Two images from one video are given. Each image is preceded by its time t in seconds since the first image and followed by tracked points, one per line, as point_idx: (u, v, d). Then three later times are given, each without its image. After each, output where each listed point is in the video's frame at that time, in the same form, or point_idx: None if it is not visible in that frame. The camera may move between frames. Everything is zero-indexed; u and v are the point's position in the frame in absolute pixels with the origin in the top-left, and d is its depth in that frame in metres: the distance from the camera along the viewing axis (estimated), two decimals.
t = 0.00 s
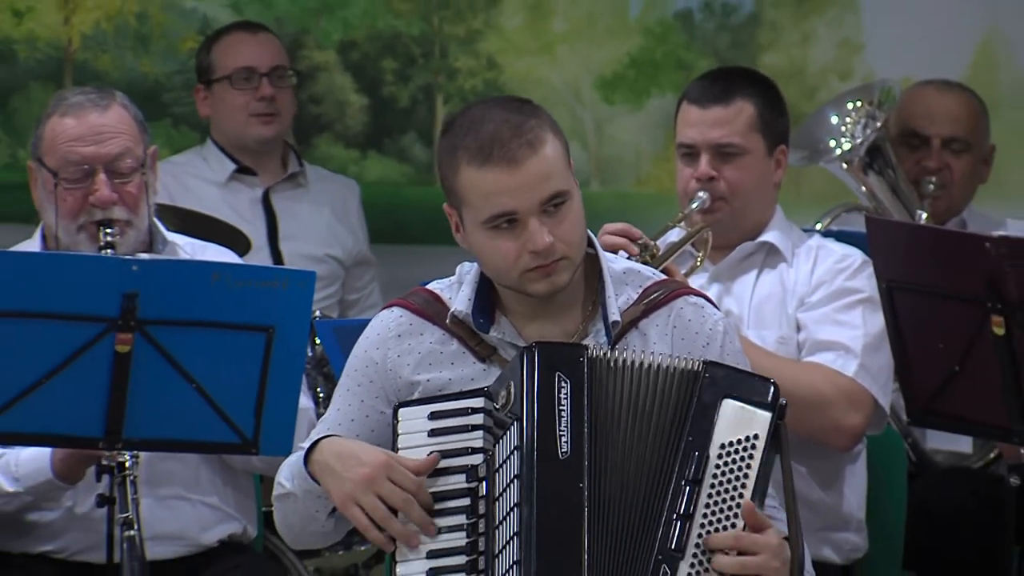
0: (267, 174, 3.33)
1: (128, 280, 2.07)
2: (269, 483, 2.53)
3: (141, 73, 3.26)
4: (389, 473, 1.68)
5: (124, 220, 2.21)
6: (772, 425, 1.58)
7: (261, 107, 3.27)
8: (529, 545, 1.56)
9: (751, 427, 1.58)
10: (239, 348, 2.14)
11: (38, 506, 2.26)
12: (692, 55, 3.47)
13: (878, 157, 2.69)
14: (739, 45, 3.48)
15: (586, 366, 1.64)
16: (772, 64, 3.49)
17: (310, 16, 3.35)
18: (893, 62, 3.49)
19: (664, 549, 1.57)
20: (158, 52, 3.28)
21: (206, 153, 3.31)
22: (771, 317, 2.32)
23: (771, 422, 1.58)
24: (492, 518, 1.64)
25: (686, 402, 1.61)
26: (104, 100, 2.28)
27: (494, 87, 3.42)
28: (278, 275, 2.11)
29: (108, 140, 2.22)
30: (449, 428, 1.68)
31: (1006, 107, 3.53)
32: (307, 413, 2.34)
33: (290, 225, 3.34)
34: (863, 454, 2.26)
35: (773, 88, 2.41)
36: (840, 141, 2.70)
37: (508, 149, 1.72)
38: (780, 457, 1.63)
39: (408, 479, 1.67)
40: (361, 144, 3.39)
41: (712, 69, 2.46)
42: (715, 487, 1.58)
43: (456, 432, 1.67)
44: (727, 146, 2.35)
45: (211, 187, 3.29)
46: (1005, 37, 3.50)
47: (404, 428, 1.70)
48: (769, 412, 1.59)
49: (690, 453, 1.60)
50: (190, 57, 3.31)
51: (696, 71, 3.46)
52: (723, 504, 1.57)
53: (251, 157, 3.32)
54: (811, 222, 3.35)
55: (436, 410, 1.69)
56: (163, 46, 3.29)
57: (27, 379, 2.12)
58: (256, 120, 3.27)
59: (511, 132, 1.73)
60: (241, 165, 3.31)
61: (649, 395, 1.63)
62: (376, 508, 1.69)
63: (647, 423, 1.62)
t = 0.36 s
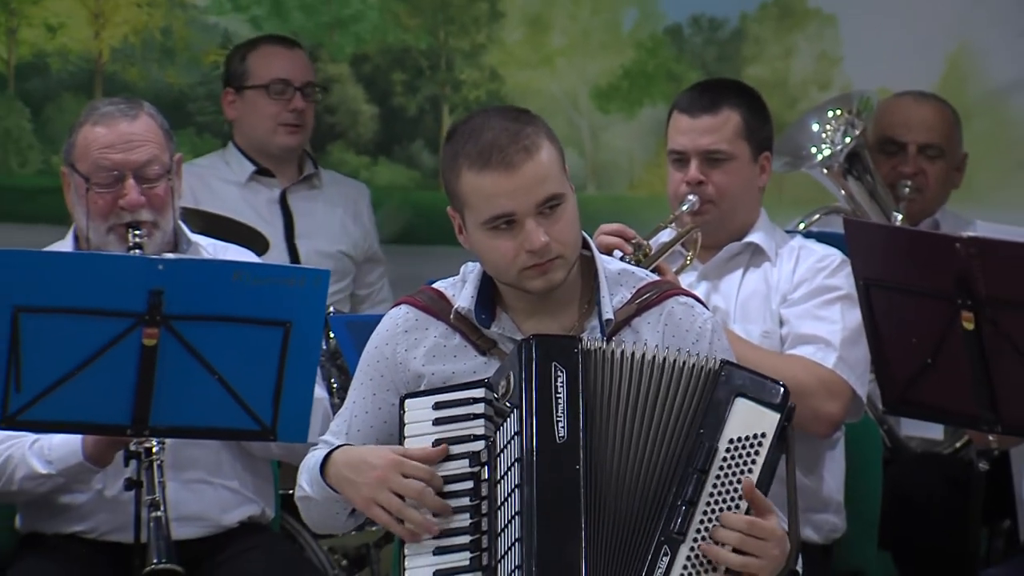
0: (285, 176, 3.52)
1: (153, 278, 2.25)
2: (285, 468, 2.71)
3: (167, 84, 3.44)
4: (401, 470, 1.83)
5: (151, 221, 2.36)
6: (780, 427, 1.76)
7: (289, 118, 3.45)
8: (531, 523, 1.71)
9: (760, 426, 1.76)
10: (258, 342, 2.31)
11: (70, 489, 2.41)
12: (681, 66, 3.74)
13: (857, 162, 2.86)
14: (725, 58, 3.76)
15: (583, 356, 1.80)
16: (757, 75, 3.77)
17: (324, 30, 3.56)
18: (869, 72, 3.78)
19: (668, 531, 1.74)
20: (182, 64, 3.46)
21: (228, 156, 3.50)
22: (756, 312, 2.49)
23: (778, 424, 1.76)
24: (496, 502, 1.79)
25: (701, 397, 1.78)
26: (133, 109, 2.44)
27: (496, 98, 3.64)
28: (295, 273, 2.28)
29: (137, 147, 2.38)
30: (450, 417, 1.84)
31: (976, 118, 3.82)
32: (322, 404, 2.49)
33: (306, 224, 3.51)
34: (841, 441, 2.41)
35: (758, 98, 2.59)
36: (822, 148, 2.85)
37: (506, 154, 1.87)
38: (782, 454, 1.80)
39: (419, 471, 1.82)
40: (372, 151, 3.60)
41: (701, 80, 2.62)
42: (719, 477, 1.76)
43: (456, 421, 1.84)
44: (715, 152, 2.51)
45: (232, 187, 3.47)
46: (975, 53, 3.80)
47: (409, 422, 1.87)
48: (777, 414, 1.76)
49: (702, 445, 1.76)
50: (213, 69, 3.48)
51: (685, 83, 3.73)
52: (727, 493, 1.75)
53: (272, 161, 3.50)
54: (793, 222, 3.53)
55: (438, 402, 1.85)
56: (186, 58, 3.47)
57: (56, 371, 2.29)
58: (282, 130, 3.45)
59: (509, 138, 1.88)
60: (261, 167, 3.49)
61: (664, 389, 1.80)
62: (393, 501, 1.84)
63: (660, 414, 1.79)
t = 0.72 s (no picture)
0: (292, 174, 3.75)
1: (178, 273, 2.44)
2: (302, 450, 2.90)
3: (191, 91, 3.76)
4: (406, 454, 2.01)
5: (187, 221, 2.54)
6: (775, 420, 1.94)
7: (299, 130, 3.69)
8: (531, 499, 1.88)
9: (756, 418, 1.94)
10: (276, 331, 2.50)
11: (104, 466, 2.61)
12: (670, 75, 3.94)
13: (834, 164, 3.02)
14: (712, 68, 3.93)
15: (575, 345, 1.97)
16: (741, 83, 3.93)
17: (337, 41, 3.82)
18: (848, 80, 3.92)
19: (667, 512, 1.92)
20: (206, 73, 3.77)
21: (238, 159, 3.73)
22: (741, 304, 2.67)
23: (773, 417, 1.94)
24: (496, 480, 1.98)
25: (703, 389, 1.94)
26: (173, 115, 2.61)
27: (498, 104, 3.89)
28: (312, 267, 2.47)
29: (177, 152, 2.56)
30: (453, 400, 2.01)
31: (946, 122, 3.90)
32: (337, 393, 2.67)
33: (313, 217, 3.74)
34: (819, 425, 2.58)
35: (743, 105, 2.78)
36: (800, 152, 3.01)
37: (503, 157, 2.04)
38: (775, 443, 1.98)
39: (422, 452, 1.99)
40: (382, 153, 3.86)
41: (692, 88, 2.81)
42: (716, 463, 1.94)
43: (461, 402, 2.01)
44: (703, 155, 2.71)
45: (242, 187, 3.70)
46: (945, 58, 3.88)
47: (414, 406, 2.05)
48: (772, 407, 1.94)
49: (703, 433, 1.93)
50: (233, 78, 3.78)
51: (673, 90, 3.92)
52: (722, 478, 1.94)
53: (280, 163, 3.73)
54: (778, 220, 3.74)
55: (443, 385, 2.03)
56: (209, 68, 3.77)
57: (88, 358, 2.49)
58: (292, 140, 3.68)
59: (505, 141, 2.05)
60: (268, 167, 3.72)
61: (666, 380, 1.98)
62: (401, 483, 2.00)
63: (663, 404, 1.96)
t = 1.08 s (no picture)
0: (313, 176, 4.01)
1: (202, 268, 2.63)
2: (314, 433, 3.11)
3: (213, 98, 4.00)
4: (418, 442, 2.18)
5: (219, 220, 2.73)
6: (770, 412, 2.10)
7: (324, 136, 3.95)
8: (529, 479, 2.06)
9: (753, 410, 2.10)
10: (292, 323, 2.69)
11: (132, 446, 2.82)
12: (660, 83, 4.26)
13: (812, 165, 3.20)
14: (699, 76, 4.27)
15: (571, 333, 2.16)
16: (726, 90, 4.28)
17: (349, 52, 4.11)
18: (824, 87, 4.28)
19: (666, 495, 2.09)
20: (225, 81, 4.01)
21: (264, 160, 3.99)
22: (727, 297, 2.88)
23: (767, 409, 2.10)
24: (495, 462, 2.15)
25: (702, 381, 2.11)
26: (208, 119, 2.79)
27: (499, 110, 4.20)
28: (326, 263, 2.67)
29: (212, 154, 2.74)
30: (458, 388, 2.19)
31: (920, 128, 4.31)
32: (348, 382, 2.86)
33: (331, 217, 3.99)
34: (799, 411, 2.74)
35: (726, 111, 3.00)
36: (782, 154, 3.20)
37: (499, 159, 2.22)
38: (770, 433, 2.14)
39: (434, 441, 2.16)
40: (391, 156, 4.15)
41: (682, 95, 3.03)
42: (715, 452, 2.10)
43: (464, 390, 2.19)
44: (691, 158, 2.92)
45: (267, 187, 3.96)
46: (916, 70, 4.29)
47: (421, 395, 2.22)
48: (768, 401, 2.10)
49: (704, 423, 2.09)
50: (252, 84, 4.03)
51: (663, 96, 4.25)
52: (719, 465, 2.11)
53: (302, 165, 3.99)
54: (761, 218, 3.96)
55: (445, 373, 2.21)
56: (230, 76, 4.02)
57: (117, 348, 2.67)
58: (316, 146, 3.94)
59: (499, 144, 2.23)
60: (291, 168, 3.98)
61: (671, 373, 2.15)
62: (416, 472, 2.17)
63: (666, 394, 2.13)
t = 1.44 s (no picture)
0: (328, 175, 4.34)
1: (224, 263, 2.82)
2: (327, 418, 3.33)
3: (234, 103, 4.32)
4: (427, 423, 2.36)
5: (243, 217, 2.93)
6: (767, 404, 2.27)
7: (339, 140, 4.26)
8: (529, 460, 2.24)
9: (751, 402, 2.27)
10: (308, 315, 2.88)
11: (159, 428, 3.06)
12: (653, 89, 4.49)
13: (796, 166, 3.38)
14: (689, 83, 4.49)
15: (570, 325, 2.34)
16: (714, 96, 4.49)
17: (362, 59, 4.41)
18: (810, 91, 4.50)
19: (668, 480, 2.26)
20: (246, 87, 4.33)
21: (284, 160, 4.33)
22: (715, 289, 3.09)
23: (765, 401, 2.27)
24: (498, 446, 2.33)
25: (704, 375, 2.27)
26: (235, 123, 2.99)
27: (502, 114, 4.47)
28: (340, 258, 2.85)
29: (238, 155, 2.93)
30: (463, 375, 2.39)
31: (896, 131, 4.52)
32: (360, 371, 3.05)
33: (346, 214, 4.30)
34: (783, 398, 2.93)
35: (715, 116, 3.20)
36: (767, 156, 3.38)
37: (494, 162, 2.41)
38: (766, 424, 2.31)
39: (442, 421, 2.35)
40: (401, 158, 4.43)
41: (672, 101, 3.24)
42: (715, 440, 2.27)
43: (468, 377, 2.38)
44: (682, 160, 3.11)
45: (285, 185, 4.30)
46: (894, 77, 4.51)
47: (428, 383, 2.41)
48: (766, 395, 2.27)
49: (705, 414, 2.26)
50: (270, 91, 4.35)
51: (655, 102, 4.48)
52: (718, 453, 2.28)
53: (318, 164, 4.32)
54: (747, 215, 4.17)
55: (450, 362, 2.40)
56: (250, 83, 4.33)
57: (144, 337, 2.86)
58: (332, 150, 4.24)
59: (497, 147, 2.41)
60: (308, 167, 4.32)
61: (671, 365, 2.32)
62: (426, 451, 2.35)
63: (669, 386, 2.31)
